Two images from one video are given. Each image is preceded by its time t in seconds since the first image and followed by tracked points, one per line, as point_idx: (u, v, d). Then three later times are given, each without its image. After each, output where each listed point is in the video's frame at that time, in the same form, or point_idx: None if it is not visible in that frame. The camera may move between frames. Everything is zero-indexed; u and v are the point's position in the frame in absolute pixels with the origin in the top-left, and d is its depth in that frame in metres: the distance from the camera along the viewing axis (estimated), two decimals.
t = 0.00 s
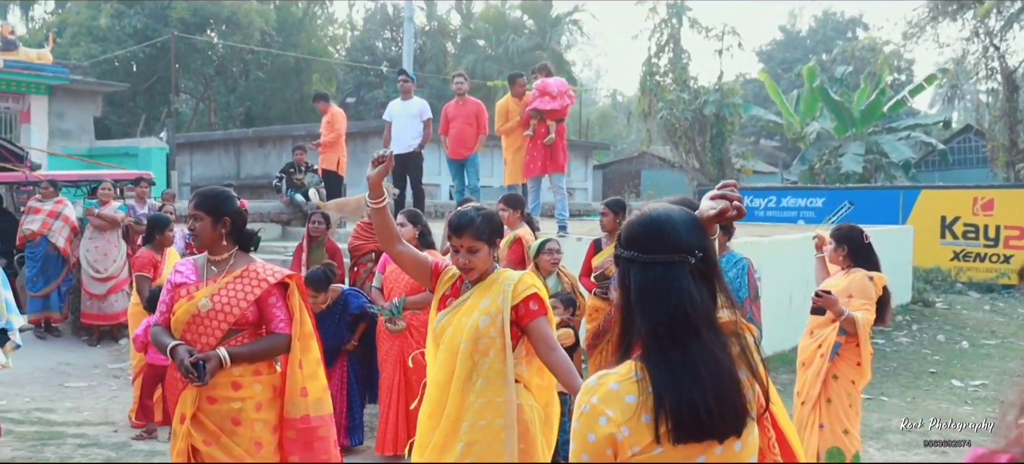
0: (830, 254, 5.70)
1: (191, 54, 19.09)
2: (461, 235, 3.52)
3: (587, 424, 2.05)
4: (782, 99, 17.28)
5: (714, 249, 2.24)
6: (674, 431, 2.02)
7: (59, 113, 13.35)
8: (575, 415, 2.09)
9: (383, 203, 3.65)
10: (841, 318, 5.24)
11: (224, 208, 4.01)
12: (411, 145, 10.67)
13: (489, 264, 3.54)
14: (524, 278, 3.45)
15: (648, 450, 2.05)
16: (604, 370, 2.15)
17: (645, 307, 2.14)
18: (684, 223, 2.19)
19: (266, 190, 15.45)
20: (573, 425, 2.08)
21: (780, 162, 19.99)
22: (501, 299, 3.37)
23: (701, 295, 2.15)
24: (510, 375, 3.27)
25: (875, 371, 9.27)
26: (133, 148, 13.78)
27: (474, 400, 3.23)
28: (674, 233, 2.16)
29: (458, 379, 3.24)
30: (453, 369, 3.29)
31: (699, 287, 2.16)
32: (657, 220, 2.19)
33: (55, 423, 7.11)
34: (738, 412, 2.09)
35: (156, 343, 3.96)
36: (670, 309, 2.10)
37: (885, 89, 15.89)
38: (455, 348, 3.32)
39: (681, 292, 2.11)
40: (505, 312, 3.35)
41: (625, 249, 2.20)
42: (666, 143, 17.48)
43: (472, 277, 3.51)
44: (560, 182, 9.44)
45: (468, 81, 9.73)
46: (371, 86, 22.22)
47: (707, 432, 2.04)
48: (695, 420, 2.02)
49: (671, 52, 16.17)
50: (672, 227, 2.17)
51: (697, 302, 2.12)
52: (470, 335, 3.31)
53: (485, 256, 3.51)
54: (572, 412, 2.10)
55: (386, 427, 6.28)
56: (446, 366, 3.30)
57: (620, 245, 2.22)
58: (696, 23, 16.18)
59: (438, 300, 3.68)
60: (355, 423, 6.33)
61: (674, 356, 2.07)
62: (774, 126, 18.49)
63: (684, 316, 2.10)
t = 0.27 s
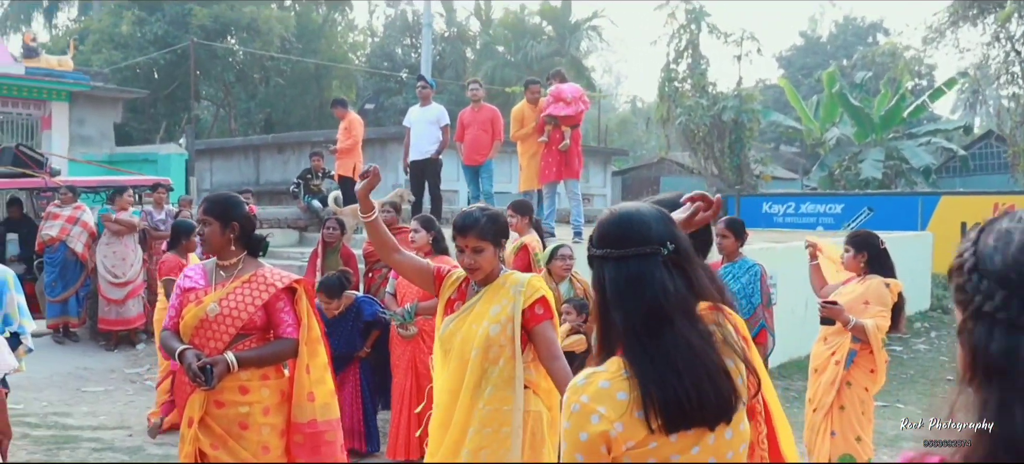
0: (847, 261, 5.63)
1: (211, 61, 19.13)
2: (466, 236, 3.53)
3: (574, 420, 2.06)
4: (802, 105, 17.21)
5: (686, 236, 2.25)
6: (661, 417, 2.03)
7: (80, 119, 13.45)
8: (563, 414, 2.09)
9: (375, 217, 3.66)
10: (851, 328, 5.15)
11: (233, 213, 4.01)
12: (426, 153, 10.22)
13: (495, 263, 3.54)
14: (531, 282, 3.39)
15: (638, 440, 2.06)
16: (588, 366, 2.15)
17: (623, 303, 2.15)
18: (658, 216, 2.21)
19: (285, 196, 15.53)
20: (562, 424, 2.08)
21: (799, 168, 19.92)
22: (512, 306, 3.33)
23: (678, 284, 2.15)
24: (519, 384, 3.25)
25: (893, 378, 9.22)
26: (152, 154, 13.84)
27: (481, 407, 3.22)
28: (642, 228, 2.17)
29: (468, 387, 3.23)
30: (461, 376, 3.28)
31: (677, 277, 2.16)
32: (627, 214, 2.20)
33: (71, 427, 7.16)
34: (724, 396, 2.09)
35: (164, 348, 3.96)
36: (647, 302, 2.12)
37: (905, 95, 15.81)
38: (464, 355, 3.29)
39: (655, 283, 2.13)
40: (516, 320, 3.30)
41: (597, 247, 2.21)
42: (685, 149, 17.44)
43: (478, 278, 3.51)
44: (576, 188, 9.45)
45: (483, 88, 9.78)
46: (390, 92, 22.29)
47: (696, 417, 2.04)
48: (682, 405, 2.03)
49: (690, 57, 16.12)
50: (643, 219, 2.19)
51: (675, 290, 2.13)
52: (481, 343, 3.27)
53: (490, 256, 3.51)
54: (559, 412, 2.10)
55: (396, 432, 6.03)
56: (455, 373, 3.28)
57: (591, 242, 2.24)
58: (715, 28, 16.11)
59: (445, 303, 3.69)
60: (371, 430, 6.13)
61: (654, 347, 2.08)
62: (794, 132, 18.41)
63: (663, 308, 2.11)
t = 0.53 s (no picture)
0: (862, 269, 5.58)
1: (231, 68, 19.26)
2: (474, 236, 3.65)
3: (570, 439, 2.01)
4: (821, 111, 17.15)
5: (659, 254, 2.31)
6: (656, 429, 2.00)
7: (99, 127, 13.57)
8: (558, 435, 2.04)
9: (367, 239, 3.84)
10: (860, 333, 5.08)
11: (241, 219, 3.99)
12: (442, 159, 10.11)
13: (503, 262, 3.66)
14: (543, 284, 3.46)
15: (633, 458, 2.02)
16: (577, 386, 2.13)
17: (604, 320, 2.19)
18: (631, 234, 2.27)
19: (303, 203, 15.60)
20: (557, 447, 2.02)
21: (818, 174, 19.86)
22: (523, 308, 3.37)
23: (655, 297, 2.19)
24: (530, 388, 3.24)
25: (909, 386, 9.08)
26: (171, 161, 13.94)
27: (492, 411, 3.16)
28: (622, 247, 2.23)
29: (478, 389, 3.18)
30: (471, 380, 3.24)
31: (654, 291, 2.21)
32: (602, 233, 2.27)
33: (86, 431, 7.22)
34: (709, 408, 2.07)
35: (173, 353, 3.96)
36: (626, 316, 2.15)
37: (924, 100, 15.72)
38: (475, 358, 3.27)
39: (636, 297, 2.17)
40: (527, 323, 3.35)
41: (574, 266, 2.27)
42: (703, 155, 17.41)
43: (486, 279, 3.63)
44: (590, 195, 9.48)
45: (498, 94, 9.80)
46: (409, 99, 22.36)
47: (685, 429, 2.01)
48: (672, 419, 2.00)
49: (707, 64, 16.12)
50: (618, 237, 2.25)
51: (652, 304, 2.17)
52: (492, 346, 3.28)
53: (498, 257, 3.63)
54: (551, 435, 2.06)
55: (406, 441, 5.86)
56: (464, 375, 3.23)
57: (569, 263, 2.29)
58: (733, 35, 16.09)
59: (451, 305, 3.79)
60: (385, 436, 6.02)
61: (636, 361, 2.08)
62: (812, 139, 18.35)
63: (642, 322, 2.13)
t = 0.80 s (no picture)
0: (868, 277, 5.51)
1: (248, 75, 19.36)
2: (481, 251, 3.69)
3: (558, 431, 1.98)
4: (838, 116, 17.10)
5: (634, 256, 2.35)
6: (643, 421, 1.99)
7: (117, 132, 13.67)
8: (545, 428, 1.99)
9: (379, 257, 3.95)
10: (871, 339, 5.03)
11: (249, 225, 4.02)
12: (457, 165, 10.05)
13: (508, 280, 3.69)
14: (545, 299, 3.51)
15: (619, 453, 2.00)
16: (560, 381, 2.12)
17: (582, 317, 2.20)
18: (607, 235, 2.30)
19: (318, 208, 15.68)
20: (545, 439, 1.98)
21: (835, 180, 19.81)
22: (532, 326, 3.06)
23: (633, 294, 2.22)
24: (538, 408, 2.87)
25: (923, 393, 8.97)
26: (187, 166, 14.03)
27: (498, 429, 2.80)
28: (599, 244, 2.27)
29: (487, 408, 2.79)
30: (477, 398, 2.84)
31: (633, 289, 2.24)
32: (578, 233, 2.30)
33: (100, 435, 7.28)
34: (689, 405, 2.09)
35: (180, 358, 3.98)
36: (606, 313, 2.17)
37: (940, 105, 15.63)
38: (481, 377, 2.91)
39: (613, 292, 2.20)
40: (534, 340, 3.01)
41: (550, 267, 2.29)
42: (718, 161, 17.39)
43: (493, 293, 3.65)
44: (602, 201, 9.43)
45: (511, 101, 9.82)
46: (425, 105, 22.42)
47: (670, 422, 2.02)
48: (657, 413, 2.01)
49: (723, 70, 16.11)
50: (595, 237, 2.28)
51: (632, 301, 2.19)
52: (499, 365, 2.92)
53: (504, 272, 3.65)
54: (536, 429, 2.02)
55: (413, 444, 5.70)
56: (469, 396, 2.84)
57: (545, 261, 2.31)
58: (749, 40, 16.05)
59: (461, 325, 3.84)
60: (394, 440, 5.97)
61: (617, 354, 2.10)
62: (829, 144, 18.28)
63: (623, 318, 2.16)
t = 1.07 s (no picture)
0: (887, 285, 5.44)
1: (268, 81, 19.44)
2: (487, 255, 3.66)
3: (534, 425, 1.93)
4: (858, 122, 17.01)
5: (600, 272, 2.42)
6: (618, 418, 2.00)
7: (136, 139, 13.73)
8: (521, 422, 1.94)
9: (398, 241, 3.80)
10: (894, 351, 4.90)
11: (262, 231, 4.03)
12: (474, 172, 10.03)
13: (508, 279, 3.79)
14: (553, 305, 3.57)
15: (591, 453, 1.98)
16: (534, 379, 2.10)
17: (554, 320, 2.24)
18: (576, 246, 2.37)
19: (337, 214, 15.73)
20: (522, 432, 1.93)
21: (857, 187, 19.70)
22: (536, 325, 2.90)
23: (602, 302, 2.28)
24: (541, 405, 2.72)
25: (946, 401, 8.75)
26: (206, 172, 14.08)
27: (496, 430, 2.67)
28: (570, 254, 2.33)
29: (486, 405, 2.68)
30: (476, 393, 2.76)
31: (602, 297, 2.30)
32: (548, 242, 2.36)
33: (117, 440, 7.26)
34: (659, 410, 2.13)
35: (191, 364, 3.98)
36: (579, 317, 2.22)
37: (962, 112, 15.49)
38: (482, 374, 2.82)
39: (585, 300, 2.26)
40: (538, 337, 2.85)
41: (518, 275, 2.33)
42: (739, 168, 17.33)
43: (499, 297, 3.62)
44: (620, 207, 9.34)
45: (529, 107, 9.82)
46: (445, 111, 22.46)
47: (642, 422, 2.04)
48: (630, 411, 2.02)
49: (743, 75, 16.06)
50: (564, 247, 2.34)
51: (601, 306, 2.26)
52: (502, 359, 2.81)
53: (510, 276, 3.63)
54: (507, 425, 1.97)
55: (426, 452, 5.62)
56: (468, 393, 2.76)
57: (514, 272, 2.36)
58: (769, 46, 15.98)
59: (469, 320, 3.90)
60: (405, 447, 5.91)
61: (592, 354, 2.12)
62: (852, 151, 18.16)
63: (596, 321, 2.22)
